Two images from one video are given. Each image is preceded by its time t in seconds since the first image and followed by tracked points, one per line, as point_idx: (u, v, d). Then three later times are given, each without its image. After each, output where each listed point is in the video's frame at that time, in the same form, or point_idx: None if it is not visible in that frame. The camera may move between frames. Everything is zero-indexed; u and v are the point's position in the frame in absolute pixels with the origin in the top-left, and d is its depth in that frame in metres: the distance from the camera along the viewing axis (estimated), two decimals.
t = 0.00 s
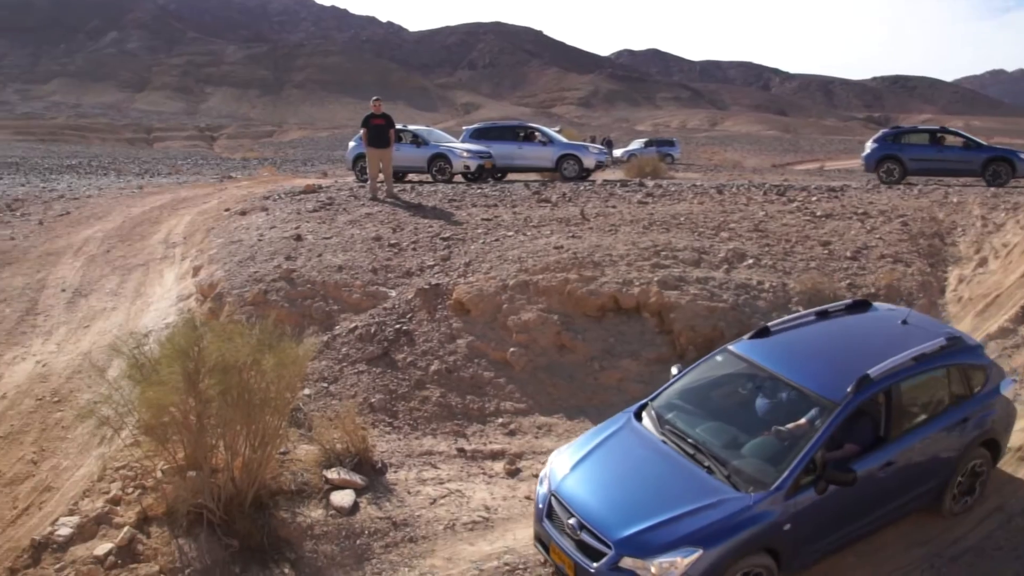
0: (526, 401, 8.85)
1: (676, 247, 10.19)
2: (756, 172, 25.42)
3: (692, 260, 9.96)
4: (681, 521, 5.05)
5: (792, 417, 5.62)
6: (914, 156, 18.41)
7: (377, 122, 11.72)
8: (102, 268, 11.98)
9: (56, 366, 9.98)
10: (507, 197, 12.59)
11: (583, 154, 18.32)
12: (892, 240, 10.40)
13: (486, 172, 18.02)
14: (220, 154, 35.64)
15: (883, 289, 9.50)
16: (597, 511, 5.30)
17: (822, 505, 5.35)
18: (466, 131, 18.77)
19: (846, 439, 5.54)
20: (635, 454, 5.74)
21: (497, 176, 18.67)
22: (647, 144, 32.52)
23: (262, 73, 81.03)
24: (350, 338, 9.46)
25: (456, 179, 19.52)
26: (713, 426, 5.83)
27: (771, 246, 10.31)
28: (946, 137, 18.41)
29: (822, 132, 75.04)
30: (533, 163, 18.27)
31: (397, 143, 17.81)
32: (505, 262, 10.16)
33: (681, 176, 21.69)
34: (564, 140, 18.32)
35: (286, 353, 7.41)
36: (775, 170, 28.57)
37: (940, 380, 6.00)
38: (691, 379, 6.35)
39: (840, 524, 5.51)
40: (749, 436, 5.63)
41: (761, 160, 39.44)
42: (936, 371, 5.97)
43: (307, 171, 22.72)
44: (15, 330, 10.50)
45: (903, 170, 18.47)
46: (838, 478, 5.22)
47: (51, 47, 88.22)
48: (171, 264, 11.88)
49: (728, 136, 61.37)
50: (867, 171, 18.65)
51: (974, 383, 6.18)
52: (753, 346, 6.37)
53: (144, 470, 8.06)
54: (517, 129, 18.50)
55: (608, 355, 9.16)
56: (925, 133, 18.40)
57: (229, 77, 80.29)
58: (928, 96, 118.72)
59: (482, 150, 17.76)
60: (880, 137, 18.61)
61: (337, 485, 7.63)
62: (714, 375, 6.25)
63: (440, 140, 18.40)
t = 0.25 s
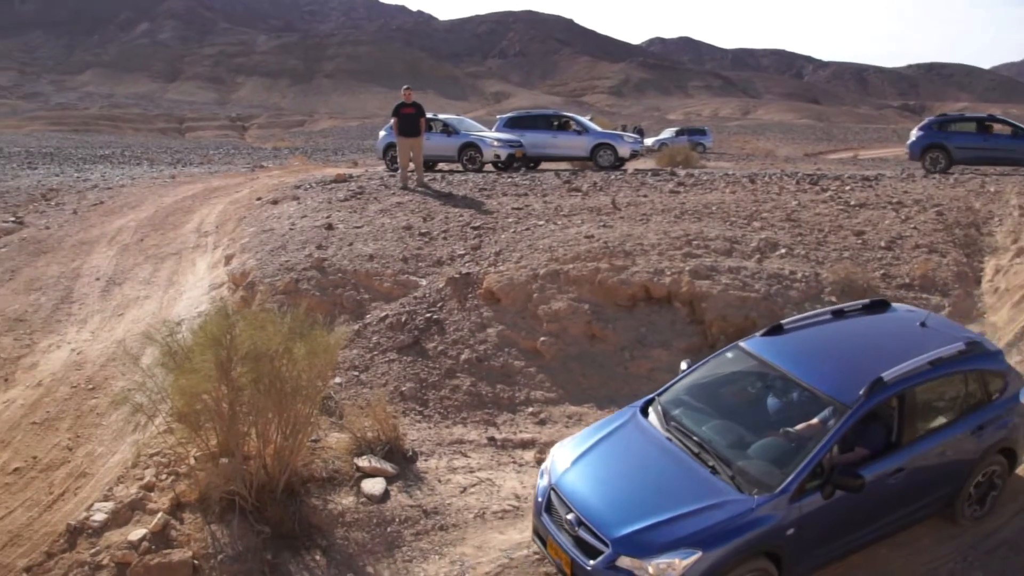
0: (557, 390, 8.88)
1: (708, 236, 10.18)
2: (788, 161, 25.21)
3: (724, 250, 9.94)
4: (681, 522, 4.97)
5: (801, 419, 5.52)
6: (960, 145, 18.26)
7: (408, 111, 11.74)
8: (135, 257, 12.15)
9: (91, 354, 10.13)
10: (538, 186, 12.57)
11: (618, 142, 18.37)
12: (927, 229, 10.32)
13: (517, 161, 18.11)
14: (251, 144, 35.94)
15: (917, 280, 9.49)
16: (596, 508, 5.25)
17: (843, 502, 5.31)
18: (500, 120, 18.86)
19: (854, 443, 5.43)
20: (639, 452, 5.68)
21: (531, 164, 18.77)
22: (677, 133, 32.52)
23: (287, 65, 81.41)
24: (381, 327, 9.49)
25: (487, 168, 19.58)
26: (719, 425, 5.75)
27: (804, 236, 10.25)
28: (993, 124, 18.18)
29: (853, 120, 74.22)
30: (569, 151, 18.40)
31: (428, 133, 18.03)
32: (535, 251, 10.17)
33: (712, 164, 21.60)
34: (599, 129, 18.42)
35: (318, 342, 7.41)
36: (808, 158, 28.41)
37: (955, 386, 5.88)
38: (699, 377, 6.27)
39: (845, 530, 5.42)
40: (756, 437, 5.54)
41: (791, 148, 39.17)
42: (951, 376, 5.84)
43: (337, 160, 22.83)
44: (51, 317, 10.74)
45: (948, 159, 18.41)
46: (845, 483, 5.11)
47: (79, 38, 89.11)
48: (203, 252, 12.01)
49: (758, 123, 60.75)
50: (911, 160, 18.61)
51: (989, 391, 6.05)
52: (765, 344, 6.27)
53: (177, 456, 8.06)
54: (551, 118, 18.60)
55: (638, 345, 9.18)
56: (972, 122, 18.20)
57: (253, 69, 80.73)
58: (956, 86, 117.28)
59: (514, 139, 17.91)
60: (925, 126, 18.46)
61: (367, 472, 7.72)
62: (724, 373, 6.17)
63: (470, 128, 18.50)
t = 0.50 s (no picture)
0: (581, 379, 8.91)
1: (734, 225, 10.18)
2: (814, 150, 25.08)
3: (750, 239, 9.95)
4: (674, 524, 4.92)
5: (803, 421, 5.43)
6: (998, 135, 18.20)
7: (433, 100, 11.75)
8: (162, 244, 12.28)
9: (118, 341, 10.24)
10: (564, 175, 12.55)
11: (648, 131, 18.36)
12: (957, 219, 10.28)
13: (542, 150, 18.24)
14: (276, 132, 36.16)
15: (946, 270, 9.49)
16: (589, 507, 5.24)
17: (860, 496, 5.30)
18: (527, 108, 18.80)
19: (854, 446, 5.35)
20: (636, 451, 5.64)
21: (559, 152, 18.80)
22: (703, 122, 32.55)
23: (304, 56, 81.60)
24: (407, 315, 9.51)
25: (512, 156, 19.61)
26: (719, 425, 5.68)
27: (831, 225, 10.24)
28: None
29: (875, 110, 73.68)
30: (599, 141, 18.41)
31: (455, 121, 18.29)
32: (561, 240, 10.20)
33: (738, 153, 21.53)
34: (629, 117, 18.38)
35: (343, 329, 7.51)
36: (835, 148, 28.29)
37: (962, 390, 5.76)
38: (701, 374, 6.21)
39: (843, 534, 5.35)
40: (756, 438, 5.47)
41: (816, 137, 38.97)
42: (960, 380, 5.72)
43: (361, 148, 22.89)
44: (80, 304, 10.91)
45: (987, 149, 18.37)
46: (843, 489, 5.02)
47: (98, 29, 89.54)
48: (229, 240, 12.10)
49: (779, 113, 60.41)
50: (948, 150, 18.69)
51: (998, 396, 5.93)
52: (770, 342, 6.18)
53: (203, 443, 8.26)
54: (581, 106, 18.56)
55: (663, 334, 9.19)
56: (1012, 111, 18.06)
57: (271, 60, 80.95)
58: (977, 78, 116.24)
59: (540, 128, 18.10)
60: (963, 116, 18.43)
61: (392, 460, 7.81)
62: (727, 372, 6.10)
63: (496, 117, 18.73)
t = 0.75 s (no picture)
0: (606, 366, 8.93)
1: (761, 212, 10.26)
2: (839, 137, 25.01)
3: (776, 226, 10.01)
4: (665, 522, 4.88)
5: (802, 417, 5.33)
6: None
7: (458, 87, 11.79)
8: (188, 232, 12.34)
9: (145, 328, 10.29)
10: (590, 161, 12.53)
11: (680, 119, 18.34)
12: (985, 206, 10.32)
13: (567, 137, 18.19)
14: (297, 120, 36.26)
15: (974, 257, 9.58)
16: (581, 503, 5.22)
17: (876, 488, 5.27)
18: (556, 96, 18.74)
19: (854, 443, 5.23)
20: (631, 446, 5.60)
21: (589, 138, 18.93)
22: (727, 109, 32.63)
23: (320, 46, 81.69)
24: (432, 303, 9.55)
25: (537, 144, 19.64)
26: (717, 419, 5.60)
27: (858, 212, 10.33)
28: None
29: (895, 99, 73.37)
30: (631, 127, 18.38)
31: (479, 108, 18.31)
32: (587, 227, 10.25)
33: (764, 140, 21.52)
34: (661, 105, 18.36)
35: (369, 316, 7.59)
36: (862, 134, 28.26)
37: (971, 385, 5.59)
38: (702, 368, 6.12)
39: (842, 532, 5.25)
40: (753, 434, 5.37)
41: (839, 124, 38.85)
42: (967, 375, 5.55)
43: (386, 135, 22.95)
44: (107, 292, 11.00)
45: None
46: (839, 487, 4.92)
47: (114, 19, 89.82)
48: (255, 228, 12.14)
49: (802, 99, 60.09)
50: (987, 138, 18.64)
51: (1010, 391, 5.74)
52: (773, 335, 6.07)
53: (230, 429, 8.40)
54: (610, 93, 18.47)
55: (688, 321, 9.23)
56: None
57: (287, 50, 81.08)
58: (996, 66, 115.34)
59: (565, 115, 18.07)
60: (1002, 103, 18.35)
61: (418, 447, 7.89)
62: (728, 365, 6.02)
63: (520, 105, 18.81)
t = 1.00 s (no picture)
0: (626, 355, 8.93)
1: (781, 202, 10.27)
2: (861, 127, 24.85)
3: (797, 216, 10.02)
4: (658, 515, 4.86)
5: (799, 409, 5.27)
6: None
7: (479, 75, 11.82)
8: (209, 220, 12.41)
9: (166, 316, 10.35)
10: (610, 150, 12.52)
11: (706, 107, 18.77)
12: (1008, 196, 10.29)
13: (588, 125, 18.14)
14: (316, 110, 36.29)
15: (997, 247, 9.52)
16: (574, 495, 5.21)
17: (886, 480, 5.28)
18: (582, 86, 19.01)
19: (851, 437, 5.18)
20: (627, 438, 5.57)
21: (614, 127, 19.16)
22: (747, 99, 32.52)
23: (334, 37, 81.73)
24: (453, 291, 9.60)
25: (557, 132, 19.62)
26: (714, 411, 5.55)
27: (879, 202, 10.33)
28: None
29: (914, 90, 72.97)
30: (659, 116, 18.76)
31: (498, 96, 18.24)
32: (607, 216, 10.26)
33: (784, 129, 21.47)
34: (687, 94, 18.78)
35: (389, 305, 7.64)
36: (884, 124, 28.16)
37: (973, 379, 5.51)
38: (700, 360, 6.07)
39: (838, 527, 5.21)
40: (751, 427, 5.33)
41: (859, 113, 38.67)
42: (970, 370, 5.47)
43: (405, 124, 22.97)
44: (128, 280, 11.09)
45: None
46: (834, 481, 4.88)
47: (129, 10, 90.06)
48: (275, 216, 12.19)
49: (821, 88, 59.70)
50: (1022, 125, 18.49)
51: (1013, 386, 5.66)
52: (773, 326, 6.01)
53: (251, 417, 8.46)
54: (635, 81, 18.81)
55: (709, 311, 9.22)
56: None
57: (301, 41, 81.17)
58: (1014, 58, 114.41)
59: (585, 104, 17.92)
60: None
61: (438, 435, 7.93)
62: (727, 357, 5.97)
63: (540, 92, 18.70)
